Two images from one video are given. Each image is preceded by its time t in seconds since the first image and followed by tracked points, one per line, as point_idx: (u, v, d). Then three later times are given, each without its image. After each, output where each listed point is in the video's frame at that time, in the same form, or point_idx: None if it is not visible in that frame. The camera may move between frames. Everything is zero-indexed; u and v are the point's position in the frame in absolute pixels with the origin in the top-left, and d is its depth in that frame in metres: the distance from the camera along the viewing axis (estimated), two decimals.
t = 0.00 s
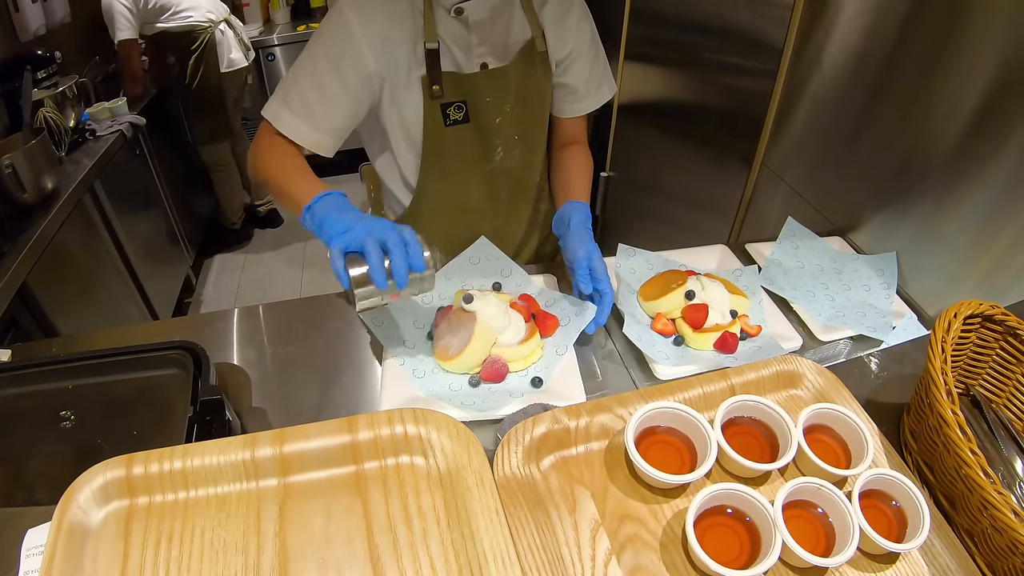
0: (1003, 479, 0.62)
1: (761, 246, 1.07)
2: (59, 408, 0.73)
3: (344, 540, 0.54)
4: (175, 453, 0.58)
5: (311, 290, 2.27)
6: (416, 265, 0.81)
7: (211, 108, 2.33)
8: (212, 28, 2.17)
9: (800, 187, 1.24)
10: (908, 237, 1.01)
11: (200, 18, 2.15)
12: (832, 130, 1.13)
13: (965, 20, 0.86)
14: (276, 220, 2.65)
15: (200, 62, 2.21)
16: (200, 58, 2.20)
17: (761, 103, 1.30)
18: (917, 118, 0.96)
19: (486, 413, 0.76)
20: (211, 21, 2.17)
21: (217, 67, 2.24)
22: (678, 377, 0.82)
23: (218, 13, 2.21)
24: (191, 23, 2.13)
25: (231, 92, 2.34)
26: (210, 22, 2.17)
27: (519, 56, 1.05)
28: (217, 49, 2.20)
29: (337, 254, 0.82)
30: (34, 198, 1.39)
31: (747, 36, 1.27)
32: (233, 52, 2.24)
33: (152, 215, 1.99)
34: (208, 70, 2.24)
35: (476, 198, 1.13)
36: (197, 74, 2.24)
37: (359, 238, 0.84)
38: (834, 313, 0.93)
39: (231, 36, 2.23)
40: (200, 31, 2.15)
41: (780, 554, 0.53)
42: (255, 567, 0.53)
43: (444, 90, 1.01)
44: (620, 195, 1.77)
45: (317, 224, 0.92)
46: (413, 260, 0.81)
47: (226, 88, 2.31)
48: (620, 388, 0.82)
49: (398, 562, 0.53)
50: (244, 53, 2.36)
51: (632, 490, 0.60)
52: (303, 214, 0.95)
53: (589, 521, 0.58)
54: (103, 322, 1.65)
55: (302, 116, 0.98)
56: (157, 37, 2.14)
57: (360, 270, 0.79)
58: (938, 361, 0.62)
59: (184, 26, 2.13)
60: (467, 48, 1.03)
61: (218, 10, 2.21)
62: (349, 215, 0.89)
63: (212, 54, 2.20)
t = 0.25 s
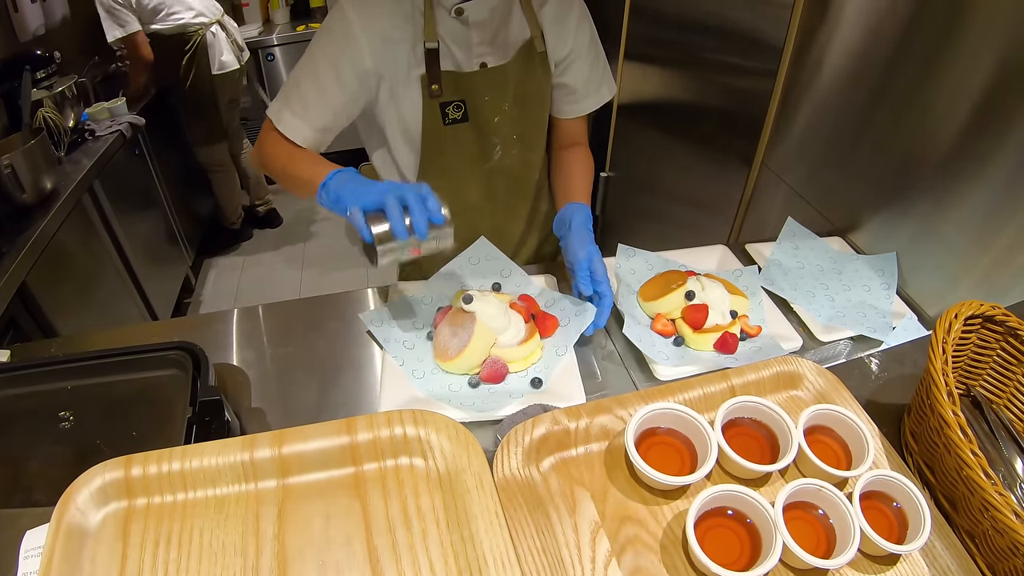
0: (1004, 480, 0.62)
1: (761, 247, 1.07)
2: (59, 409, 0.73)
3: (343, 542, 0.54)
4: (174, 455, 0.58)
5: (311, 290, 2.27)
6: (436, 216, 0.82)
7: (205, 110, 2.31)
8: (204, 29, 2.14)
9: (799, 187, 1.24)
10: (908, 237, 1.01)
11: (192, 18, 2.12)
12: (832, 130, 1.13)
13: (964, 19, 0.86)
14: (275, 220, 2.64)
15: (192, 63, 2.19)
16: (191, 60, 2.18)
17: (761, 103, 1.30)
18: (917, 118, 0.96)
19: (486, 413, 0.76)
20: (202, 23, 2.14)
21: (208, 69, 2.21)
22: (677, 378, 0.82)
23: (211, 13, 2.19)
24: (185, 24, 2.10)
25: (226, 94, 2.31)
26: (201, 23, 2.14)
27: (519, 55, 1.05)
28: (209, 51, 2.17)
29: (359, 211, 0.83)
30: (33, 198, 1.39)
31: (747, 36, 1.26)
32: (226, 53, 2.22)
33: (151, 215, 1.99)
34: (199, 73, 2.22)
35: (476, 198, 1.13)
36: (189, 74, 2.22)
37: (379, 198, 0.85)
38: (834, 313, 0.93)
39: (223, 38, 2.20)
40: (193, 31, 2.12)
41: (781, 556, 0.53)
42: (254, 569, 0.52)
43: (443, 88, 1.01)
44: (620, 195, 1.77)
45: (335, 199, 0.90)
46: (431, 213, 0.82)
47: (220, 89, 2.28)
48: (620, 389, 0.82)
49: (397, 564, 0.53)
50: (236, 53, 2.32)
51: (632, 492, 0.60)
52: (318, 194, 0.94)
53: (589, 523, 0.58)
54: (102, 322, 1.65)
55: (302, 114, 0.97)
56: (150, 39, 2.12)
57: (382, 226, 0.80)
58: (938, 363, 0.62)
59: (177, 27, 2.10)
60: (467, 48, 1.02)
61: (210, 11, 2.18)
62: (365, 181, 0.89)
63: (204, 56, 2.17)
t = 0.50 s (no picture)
0: (1003, 481, 0.62)
1: (760, 247, 1.07)
2: (58, 410, 0.73)
3: (342, 543, 0.54)
4: (173, 456, 0.58)
5: (311, 290, 2.27)
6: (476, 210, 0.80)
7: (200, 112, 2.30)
8: (202, 31, 2.14)
9: (799, 187, 1.24)
10: (907, 238, 1.01)
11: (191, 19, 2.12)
12: (831, 130, 1.13)
13: (963, 19, 0.86)
14: (275, 220, 2.64)
15: (190, 61, 2.19)
16: (190, 61, 2.18)
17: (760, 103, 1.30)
18: (917, 118, 0.96)
19: (486, 414, 0.76)
20: (200, 24, 2.14)
21: (206, 70, 2.21)
22: (677, 378, 0.82)
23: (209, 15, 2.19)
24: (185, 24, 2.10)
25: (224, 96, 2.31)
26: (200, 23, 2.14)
27: (519, 54, 1.05)
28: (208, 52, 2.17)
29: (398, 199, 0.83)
30: (32, 199, 1.39)
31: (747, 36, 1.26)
32: (223, 54, 2.21)
33: (150, 215, 1.98)
34: (197, 73, 2.22)
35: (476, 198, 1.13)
36: (188, 74, 2.21)
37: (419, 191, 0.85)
38: (833, 314, 0.93)
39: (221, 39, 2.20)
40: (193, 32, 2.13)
41: (780, 557, 0.53)
42: (253, 570, 0.52)
43: (444, 86, 1.01)
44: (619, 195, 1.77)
45: (360, 197, 0.91)
46: (472, 205, 0.80)
47: (216, 89, 2.27)
48: (619, 390, 0.82)
49: (396, 565, 0.53)
50: (234, 54, 2.32)
51: (631, 493, 0.60)
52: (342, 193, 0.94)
53: (588, 524, 0.58)
54: (102, 323, 1.65)
55: (311, 114, 0.95)
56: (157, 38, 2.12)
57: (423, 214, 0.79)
58: (938, 364, 0.62)
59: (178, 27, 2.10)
60: (469, 46, 1.02)
61: (208, 12, 2.18)
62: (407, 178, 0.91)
63: (202, 56, 2.17)
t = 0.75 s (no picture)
0: (1004, 481, 0.62)
1: (760, 247, 1.07)
2: (58, 410, 0.73)
3: (343, 544, 0.54)
4: (173, 457, 0.58)
5: (311, 290, 2.27)
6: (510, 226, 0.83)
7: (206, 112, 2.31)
8: (209, 30, 2.16)
9: (798, 187, 1.24)
10: (906, 238, 1.01)
11: (196, 18, 2.13)
12: (830, 130, 1.13)
13: (962, 19, 0.86)
14: (275, 220, 2.64)
15: (196, 62, 2.20)
16: (195, 60, 2.19)
17: (759, 103, 1.30)
18: (916, 118, 0.96)
19: (486, 414, 0.76)
20: (207, 23, 2.16)
21: (211, 69, 2.22)
22: (677, 378, 0.82)
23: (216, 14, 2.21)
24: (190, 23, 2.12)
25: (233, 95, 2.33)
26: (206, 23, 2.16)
27: (519, 53, 1.05)
28: (214, 51, 2.19)
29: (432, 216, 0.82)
30: (32, 199, 1.38)
31: (745, 37, 1.27)
32: (229, 53, 2.23)
33: (150, 216, 1.98)
34: (202, 71, 2.22)
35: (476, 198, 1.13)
36: (192, 73, 2.23)
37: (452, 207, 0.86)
38: (833, 314, 0.92)
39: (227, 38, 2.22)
40: (199, 31, 2.15)
41: (781, 557, 0.53)
42: (253, 571, 0.52)
43: (446, 86, 1.01)
44: (619, 195, 1.77)
45: (387, 216, 0.92)
46: (504, 222, 0.84)
47: (222, 87, 2.28)
48: (620, 390, 0.82)
49: (396, 566, 0.53)
50: (240, 54, 2.32)
51: (632, 493, 0.60)
52: (366, 211, 0.95)
53: (589, 524, 0.58)
54: (101, 323, 1.65)
55: (318, 114, 0.95)
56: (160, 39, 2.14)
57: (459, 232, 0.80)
58: (938, 363, 0.62)
59: (183, 26, 2.12)
60: (470, 45, 1.02)
61: (216, 12, 2.20)
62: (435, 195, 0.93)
63: (208, 55, 2.18)
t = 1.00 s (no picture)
0: (1004, 481, 0.62)
1: (760, 248, 1.07)
2: (58, 410, 0.73)
3: (343, 544, 0.54)
4: (172, 457, 0.58)
5: (311, 291, 2.27)
6: (532, 244, 0.84)
7: (203, 110, 2.31)
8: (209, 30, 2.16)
9: (798, 187, 1.24)
10: (906, 238, 1.01)
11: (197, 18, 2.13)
12: (829, 131, 1.14)
13: (962, 19, 0.86)
14: (275, 221, 2.64)
15: (196, 62, 2.20)
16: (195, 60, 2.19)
17: (759, 104, 1.30)
18: (916, 119, 0.96)
19: (486, 415, 0.76)
20: (207, 24, 2.15)
21: (211, 69, 2.22)
22: (677, 378, 0.82)
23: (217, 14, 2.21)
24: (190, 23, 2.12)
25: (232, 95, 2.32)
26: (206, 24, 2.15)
27: (518, 54, 1.05)
28: (214, 51, 2.20)
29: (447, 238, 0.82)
30: (32, 200, 1.38)
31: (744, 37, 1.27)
32: (229, 54, 2.25)
33: (149, 217, 1.98)
34: (202, 71, 2.22)
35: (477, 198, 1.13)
36: (192, 74, 2.23)
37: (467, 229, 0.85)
38: (833, 314, 0.93)
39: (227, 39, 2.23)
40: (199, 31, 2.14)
41: (780, 557, 0.53)
42: (252, 571, 0.52)
43: (446, 88, 1.01)
44: (618, 195, 1.78)
45: (404, 233, 0.92)
46: (525, 239, 0.84)
47: (221, 89, 2.28)
48: (619, 390, 0.82)
49: (396, 566, 0.53)
50: (240, 55, 2.33)
51: (631, 493, 0.60)
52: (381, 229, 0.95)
53: (588, 524, 0.58)
54: (101, 324, 1.65)
55: (318, 118, 0.94)
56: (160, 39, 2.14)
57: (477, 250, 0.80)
58: (937, 363, 0.62)
59: (183, 26, 2.11)
60: (469, 46, 1.02)
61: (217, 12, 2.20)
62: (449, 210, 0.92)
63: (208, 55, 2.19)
